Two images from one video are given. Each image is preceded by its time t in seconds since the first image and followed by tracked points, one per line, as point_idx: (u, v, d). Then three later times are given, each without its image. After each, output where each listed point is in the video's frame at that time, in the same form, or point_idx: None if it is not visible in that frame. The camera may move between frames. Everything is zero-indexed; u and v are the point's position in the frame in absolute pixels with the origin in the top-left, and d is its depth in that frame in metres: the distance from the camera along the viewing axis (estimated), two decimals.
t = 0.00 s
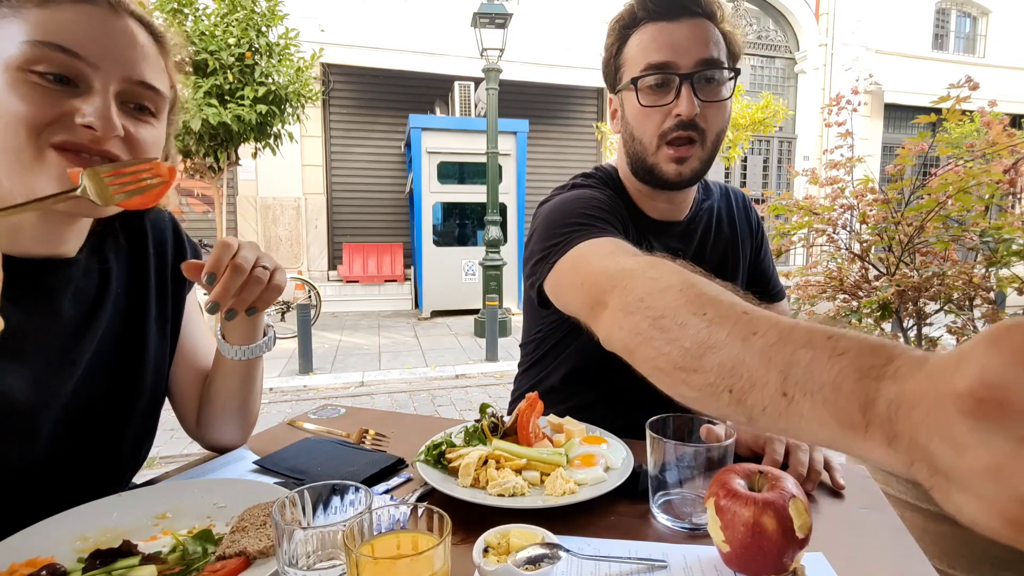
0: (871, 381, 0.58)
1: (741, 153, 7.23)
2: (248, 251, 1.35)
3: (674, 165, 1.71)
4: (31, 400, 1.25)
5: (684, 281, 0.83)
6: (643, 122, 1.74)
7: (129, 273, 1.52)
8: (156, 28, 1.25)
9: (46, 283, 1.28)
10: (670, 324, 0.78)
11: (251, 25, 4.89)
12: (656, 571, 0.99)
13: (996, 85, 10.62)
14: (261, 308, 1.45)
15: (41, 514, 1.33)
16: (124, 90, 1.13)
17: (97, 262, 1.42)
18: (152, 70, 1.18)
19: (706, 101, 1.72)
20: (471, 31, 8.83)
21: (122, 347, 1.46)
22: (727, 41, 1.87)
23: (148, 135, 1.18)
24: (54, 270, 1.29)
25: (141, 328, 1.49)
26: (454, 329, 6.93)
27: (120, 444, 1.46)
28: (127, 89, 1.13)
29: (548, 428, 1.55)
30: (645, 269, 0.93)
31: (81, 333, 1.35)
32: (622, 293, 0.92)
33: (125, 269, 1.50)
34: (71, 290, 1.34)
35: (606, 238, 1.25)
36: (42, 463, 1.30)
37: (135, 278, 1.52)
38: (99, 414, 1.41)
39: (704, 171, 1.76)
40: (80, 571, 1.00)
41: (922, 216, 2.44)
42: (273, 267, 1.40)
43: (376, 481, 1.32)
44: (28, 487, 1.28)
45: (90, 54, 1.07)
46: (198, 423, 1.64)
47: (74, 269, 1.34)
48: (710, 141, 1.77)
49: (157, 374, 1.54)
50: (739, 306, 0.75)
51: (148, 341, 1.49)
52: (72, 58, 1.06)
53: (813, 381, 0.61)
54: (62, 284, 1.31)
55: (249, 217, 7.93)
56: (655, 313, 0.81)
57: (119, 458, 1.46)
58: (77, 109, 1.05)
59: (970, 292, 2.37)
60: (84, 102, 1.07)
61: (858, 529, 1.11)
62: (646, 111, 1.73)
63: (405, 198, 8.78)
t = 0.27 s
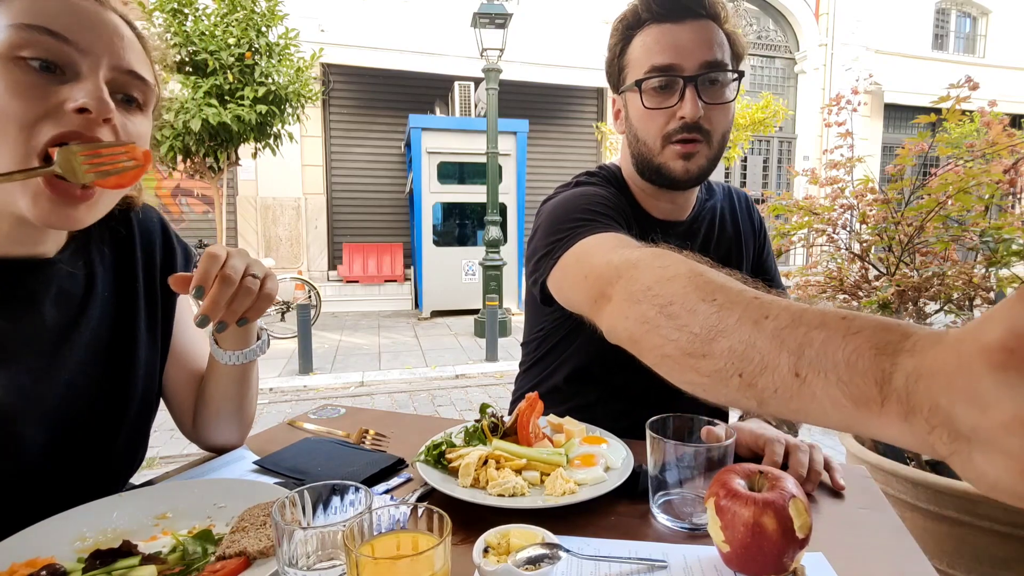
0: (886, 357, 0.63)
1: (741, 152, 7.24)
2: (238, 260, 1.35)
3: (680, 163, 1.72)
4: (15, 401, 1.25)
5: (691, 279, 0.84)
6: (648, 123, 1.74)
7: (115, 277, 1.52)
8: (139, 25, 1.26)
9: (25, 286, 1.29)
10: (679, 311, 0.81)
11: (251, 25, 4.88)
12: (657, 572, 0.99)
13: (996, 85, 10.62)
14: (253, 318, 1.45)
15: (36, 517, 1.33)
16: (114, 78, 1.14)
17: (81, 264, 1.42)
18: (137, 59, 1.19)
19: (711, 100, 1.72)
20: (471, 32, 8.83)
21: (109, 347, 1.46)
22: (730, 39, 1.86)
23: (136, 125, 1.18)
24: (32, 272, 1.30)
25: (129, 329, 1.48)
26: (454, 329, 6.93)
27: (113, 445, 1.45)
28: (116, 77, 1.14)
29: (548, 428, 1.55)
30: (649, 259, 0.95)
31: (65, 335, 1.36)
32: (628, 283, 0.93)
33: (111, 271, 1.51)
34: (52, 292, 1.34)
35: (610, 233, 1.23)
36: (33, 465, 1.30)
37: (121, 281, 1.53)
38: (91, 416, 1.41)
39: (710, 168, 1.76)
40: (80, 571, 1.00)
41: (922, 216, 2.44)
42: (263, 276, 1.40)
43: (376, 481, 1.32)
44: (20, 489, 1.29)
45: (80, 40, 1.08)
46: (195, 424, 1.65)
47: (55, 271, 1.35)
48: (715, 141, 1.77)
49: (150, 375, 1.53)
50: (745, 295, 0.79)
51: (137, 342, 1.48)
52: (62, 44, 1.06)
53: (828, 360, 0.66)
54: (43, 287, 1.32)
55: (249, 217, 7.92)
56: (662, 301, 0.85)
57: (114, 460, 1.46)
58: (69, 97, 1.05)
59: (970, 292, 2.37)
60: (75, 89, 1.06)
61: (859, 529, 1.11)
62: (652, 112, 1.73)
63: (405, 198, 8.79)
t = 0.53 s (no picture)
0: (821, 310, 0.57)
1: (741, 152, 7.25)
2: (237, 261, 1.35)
3: (685, 162, 1.72)
4: (14, 403, 1.25)
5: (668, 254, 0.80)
6: (653, 123, 1.75)
7: (115, 276, 1.52)
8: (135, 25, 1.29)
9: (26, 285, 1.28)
10: (640, 284, 0.81)
11: (251, 25, 4.88)
12: (657, 572, 0.99)
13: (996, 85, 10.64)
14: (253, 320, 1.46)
15: (35, 518, 1.34)
16: (120, 76, 1.16)
17: (80, 263, 1.42)
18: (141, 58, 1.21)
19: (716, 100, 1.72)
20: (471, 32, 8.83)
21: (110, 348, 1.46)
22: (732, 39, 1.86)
23: (141, 122, 1.21)
24: (34, 271, 1.29)
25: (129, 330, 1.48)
26: (454, 329, 6.94)
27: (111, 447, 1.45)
28: (123, 74, 1.16)
29: (548, 428, 1.55)
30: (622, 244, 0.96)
31: (63, 336, 1.35)
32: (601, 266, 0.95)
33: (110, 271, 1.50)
34: (50, 292, 1.33)
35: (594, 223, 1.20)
36: (30, 467, 1.30)
37: (121, 281, 1.52)
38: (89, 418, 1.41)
39: (715, 167, 1.77)
40: (80, 571, 1.00)
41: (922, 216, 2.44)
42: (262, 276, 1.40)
43: (376, 481, 1.32)
44: (20, 491, 1.30)
45: (90, 36, 1.10)
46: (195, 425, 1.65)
47: (55, 270, 1.34)
48: (718, 142, 1.77)
49: (149, 376, 1.53)
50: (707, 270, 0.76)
51: (136, 343, 1.48)
52: (71, 39, 1.07)
53: (771, 318, 0.61)
54: (43, 287, 1.31)
55: (249, 217, 7.92)
56: (629, 278, 0.84)
57: (113, 461, 1.46)
58: (80, 90, 1.06)
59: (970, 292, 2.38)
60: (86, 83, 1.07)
61: (858, 529, 1.11)
62: (657, 112, 1.73)
63: (405, 198, 8.79)
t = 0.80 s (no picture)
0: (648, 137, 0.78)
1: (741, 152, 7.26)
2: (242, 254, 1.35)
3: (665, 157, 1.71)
4: (20, 397, 1.26)
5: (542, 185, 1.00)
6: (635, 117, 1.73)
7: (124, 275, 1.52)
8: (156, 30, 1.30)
9: (35, 279, 1.29)
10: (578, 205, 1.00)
11: (251, 25, 4.88)
12: (657, 572, 0.99)
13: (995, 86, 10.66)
14: (258, 313, 1.46)
15: (35, 514, 1.34)
16: (133, 79, 1.16)
17: (89, 260, 1.42)
18: (157, 64, 1.22)
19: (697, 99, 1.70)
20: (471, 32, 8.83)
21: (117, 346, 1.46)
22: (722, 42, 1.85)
23: (154, 125, 1.21)
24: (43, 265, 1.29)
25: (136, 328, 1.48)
26: (454, 329, 6.94)
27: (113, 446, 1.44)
28: (135, 79, 1.17)
29: (548, 428, 1.55)
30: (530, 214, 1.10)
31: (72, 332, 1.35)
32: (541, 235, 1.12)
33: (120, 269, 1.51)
34: (60, 288, 1.33)
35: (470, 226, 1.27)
36: (32, 462, 1.31)
37: (131, 280, 1.53)
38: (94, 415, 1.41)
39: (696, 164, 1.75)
40: (80, 571, 1.00)
41: (922, 216, 2.45)
42: (267, 270, 1.39)
43: (376, 481, 1.32)
44: (20, 485, 1.30)
45: (103, 41, 1.12)
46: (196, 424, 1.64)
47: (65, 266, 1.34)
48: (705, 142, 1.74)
49: (155, 376, 1.53)
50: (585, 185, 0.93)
51: (143, 342, 1.48)
52: (85, 43, 1.09)
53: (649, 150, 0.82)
54: (51, 280, 1.31)
55: (249, 217, 7.92)
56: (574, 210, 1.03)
57: (116, 460, 1.45)
58: (87, 93, 1.07)
59: (970, 292, 2.38)
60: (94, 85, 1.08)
61: (858, 529, 1.11)
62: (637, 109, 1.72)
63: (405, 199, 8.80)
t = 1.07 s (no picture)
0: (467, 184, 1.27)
1: (740, 153, 7.25)
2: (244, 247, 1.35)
3: (627, 169, 1.82)
4: (28, 397, 1.27)
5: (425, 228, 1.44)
6: (602, 129, 1.84)
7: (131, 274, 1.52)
8: (160, 33, 1.27)
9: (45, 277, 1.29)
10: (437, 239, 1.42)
11: (252, 26, 4.89)
12: (656, 571, 0.99)
13: (994, 86, 10.67)
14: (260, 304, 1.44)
15: (38, 514, 1.33)
16: (123, 89, 1.14)
17: (96, 259, 1.42)
18: (152, 70, 1.19)
19: (657, 116, 1.77)
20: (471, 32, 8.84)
21: (122, 346, 1.47)
22: (700, 54, 1.86)
23: (146, 136, 1.19)
24: (51, 264, 1.30)
25: (141, 328, 1.49)
26: (454, 329, 6.94)
27: (116, 446, 1.45)
28: (125, 87, 1.14)
29: (548, 427, 1.56)
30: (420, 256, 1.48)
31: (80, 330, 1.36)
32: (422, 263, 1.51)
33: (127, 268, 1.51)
34: (70, 287, 1.34)
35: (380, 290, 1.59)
36: (38, 460, 1.31)
37: (137, 279, 1.53)
38: (99, 415, 1.42)
39: (659, 177, 1.85)
40: (80, 570, 1.01)
41: (922, 216, 2.45)
42: (268, 263, 1.39)
43: (376, 481, 1.33)
44: (25, 483, 1.30)
45: (91, 53, 1.10)
46: (197, 422, 1.65)
47: (73, 264, 1.35)
48: (665, 156, 1.84)
49: (157, 377, 1.54)
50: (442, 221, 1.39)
51: (147, 341, 1.49)
52: (73, 56, 1.08)
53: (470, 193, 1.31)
54: (61, 279, 1.32)
55: (249, 217, 7.92)
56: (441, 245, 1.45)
57: (118, 460, 1.46)
58: (74, 108, 1.07)
59: (970, 292, 2.38)
60: (82, 99, 1.08)
61: (857, 528, 1.12)
62: (602, 122, 1.82)
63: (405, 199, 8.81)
